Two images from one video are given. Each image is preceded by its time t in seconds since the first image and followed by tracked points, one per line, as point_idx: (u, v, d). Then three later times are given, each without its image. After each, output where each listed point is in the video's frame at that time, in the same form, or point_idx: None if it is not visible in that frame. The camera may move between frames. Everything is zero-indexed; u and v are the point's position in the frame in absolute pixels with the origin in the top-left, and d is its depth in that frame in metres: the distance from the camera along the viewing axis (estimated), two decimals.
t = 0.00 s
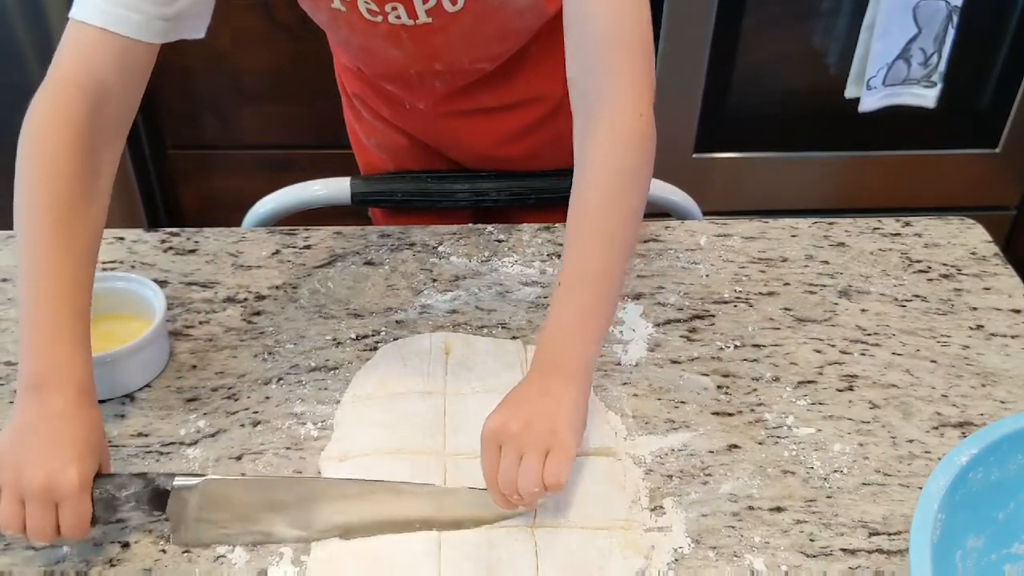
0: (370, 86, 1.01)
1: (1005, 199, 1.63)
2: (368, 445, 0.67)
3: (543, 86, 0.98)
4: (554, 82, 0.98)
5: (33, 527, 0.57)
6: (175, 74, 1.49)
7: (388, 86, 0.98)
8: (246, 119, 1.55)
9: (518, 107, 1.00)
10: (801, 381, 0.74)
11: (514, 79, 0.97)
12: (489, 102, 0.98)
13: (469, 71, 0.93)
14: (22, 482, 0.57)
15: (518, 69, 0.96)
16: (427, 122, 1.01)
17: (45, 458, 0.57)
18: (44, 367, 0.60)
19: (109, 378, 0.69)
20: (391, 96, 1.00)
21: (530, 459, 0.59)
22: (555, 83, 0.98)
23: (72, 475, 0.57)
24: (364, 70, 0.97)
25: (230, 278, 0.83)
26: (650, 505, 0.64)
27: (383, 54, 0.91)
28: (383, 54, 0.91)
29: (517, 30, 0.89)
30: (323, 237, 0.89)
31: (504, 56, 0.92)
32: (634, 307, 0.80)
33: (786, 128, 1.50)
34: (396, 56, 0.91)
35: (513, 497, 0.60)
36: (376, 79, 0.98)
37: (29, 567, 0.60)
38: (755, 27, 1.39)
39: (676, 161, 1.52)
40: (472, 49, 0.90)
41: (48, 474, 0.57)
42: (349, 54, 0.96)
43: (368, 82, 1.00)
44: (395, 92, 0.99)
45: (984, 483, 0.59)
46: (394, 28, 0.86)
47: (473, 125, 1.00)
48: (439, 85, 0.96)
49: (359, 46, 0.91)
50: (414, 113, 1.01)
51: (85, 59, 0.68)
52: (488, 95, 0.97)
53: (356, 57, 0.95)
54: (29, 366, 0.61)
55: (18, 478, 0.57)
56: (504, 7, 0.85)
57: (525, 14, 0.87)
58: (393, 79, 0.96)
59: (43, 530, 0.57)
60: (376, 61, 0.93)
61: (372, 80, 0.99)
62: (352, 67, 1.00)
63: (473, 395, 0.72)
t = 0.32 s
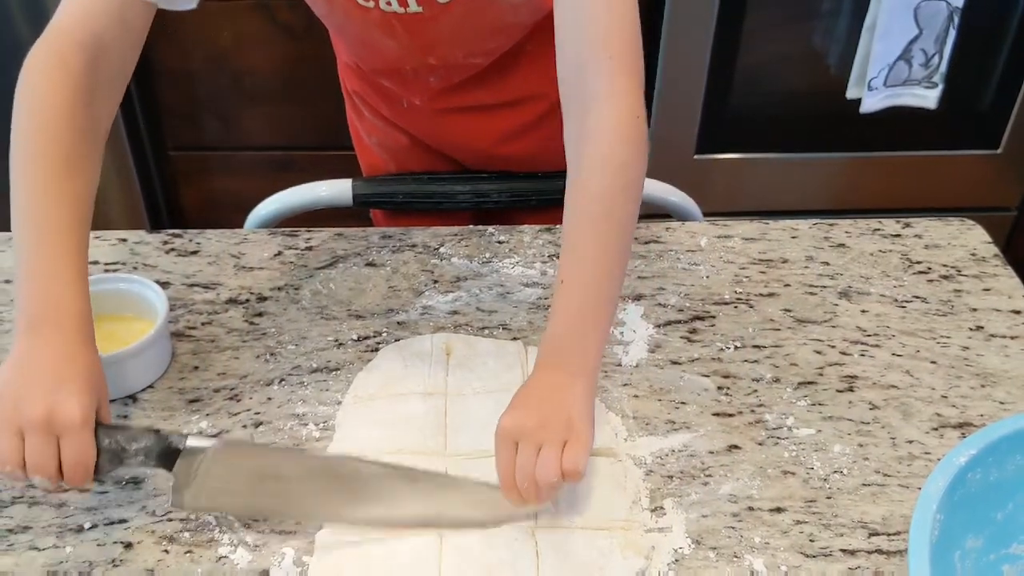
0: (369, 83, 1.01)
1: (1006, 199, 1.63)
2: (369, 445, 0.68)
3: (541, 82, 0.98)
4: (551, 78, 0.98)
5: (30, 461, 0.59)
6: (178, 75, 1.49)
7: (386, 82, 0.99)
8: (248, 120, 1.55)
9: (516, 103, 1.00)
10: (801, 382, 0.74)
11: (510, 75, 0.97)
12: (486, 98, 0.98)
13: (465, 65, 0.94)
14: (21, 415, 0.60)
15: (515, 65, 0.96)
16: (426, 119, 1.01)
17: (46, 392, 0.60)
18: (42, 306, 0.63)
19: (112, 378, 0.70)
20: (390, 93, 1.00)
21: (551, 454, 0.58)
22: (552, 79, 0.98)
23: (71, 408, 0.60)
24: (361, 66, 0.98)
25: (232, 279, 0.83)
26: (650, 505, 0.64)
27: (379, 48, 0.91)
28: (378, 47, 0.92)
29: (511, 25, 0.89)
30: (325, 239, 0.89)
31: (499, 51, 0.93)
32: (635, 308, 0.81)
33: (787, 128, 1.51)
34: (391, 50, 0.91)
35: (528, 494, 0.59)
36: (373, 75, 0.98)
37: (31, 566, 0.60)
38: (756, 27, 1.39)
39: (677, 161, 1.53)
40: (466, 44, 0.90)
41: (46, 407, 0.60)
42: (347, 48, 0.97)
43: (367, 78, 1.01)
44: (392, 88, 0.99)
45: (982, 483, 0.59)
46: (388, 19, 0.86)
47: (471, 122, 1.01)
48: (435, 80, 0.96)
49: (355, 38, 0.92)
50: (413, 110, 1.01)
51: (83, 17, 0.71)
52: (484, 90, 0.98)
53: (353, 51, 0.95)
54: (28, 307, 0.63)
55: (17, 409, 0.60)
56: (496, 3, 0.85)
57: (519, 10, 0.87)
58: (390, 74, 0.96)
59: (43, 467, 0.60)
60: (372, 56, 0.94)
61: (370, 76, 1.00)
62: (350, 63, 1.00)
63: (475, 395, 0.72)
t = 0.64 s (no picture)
0: (373, 83, 0.98)
1: (1012, 203, 1.63)
2: (376, 448, 0.68)
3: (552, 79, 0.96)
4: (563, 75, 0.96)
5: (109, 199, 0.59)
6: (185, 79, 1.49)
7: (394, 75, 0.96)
8: (254, 125, 1.56)
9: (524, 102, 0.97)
10: (806, 386, 0.74)
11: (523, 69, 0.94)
12: (498, 93, 0.95)
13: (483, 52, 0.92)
14: (91, 159, 0.59)
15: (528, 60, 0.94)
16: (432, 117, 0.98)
17: (101, 139, 0.60)
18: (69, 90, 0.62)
19: (121, 383, 0.70)
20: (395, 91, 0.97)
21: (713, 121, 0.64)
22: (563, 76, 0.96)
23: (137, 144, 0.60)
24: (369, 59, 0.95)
25: (239, 284, 0.84)
26: (655, 509, 0.65)
27: (393, 23, 0.90)
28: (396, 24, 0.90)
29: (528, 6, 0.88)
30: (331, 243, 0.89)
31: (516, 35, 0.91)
32: (640, 311, 0.81)
33: (792, 132, 1.51)
34: (404, 28, 0.90)
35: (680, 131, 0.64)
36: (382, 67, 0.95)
37: (41, 569, 0.60)
38: (762, 31, 1.39)
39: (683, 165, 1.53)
40: (483, 21, 0.89)
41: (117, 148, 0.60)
42: (357, 38, 0.94)
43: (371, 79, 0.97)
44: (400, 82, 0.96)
45: (987, 487, 0.59)
46: None
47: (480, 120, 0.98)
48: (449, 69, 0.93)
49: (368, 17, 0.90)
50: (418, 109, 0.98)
51: None
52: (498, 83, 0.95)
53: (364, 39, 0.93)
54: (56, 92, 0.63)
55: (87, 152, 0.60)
56: None
57: None
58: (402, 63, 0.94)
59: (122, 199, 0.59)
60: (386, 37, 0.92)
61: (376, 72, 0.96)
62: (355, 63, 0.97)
63: (480, 398, 0.73)
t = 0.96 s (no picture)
0: (394, 80, 0.99)
1: (1011, 205, 1.63)
2: (376, 451, 0.68)
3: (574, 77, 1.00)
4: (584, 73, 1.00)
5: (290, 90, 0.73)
6: (186, 82, 1.50)
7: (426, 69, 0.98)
8: (255, 129, 1.57)
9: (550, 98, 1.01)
10: (803, 389, 0.74)
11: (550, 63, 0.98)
12: (523, 87, 0.99)
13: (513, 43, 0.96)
14: (261, 89, 0.87)
15: (555, 56, 0.98)
16: (454, 112, 1.00)
17: (268, 72, 0.87)
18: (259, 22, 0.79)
19: (121, 386, 0.71)
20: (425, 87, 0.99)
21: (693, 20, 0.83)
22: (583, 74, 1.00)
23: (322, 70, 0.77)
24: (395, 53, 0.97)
25: (240, 288, 0.84)
26: (653, 512, 0.65)
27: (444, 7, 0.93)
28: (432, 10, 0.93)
29: None
30: (331, 247, 0.89)
31: (547, 28, 0.95)
32: (639, 315, 0.81)
33: (791, 135, 1.51)
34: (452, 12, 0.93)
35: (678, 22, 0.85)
36: (411, 61, 0.97)
37: (43, 571, 0.61)
38: (760, 33, 1.40)
39: (683, 168, 1.53)
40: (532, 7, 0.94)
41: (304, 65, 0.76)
42: (392, 30, 0.97)
43: (394, 76, 0.99)
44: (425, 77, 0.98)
45: (982, 490, 0.60)
46: None
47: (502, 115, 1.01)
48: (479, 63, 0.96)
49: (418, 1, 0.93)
50: (440, 105, 1.00)
51: None
52: (524, 77, 0.98)
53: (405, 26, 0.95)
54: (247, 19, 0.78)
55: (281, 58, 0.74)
56: None
57: None
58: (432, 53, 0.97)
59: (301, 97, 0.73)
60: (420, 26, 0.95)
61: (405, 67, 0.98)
62: (378, 58, 0.99)
63: (479, 402, 0.73)
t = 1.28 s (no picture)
0: (437, 73, 1.07)
1: (1008, 213, 1.65)
2: (376, 457, 0.69)
3: (608, 73, 1.09)
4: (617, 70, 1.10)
5: (365, 97, 0.81)
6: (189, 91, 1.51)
7: (469, 68, 1.07)
8: (257, 138, 1.58)
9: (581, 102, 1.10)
10: (798, 396, 0.75)
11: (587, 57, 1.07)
12: (561, 78, 1.08)
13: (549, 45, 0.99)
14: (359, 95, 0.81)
15: (591, 51, 1.07)
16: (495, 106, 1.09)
17: (363, 76, 0.82)
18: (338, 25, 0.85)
19: (123, 393, 0.72)
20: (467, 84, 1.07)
21: None
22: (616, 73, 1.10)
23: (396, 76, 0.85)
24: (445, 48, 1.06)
25: (240, 296, 0.85)
26: (649, 517, 0.66)
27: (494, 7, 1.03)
28: (485, 5, 1.04)
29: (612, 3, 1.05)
30: (331, 255, 0.90)
31: (586, 23, 1.05)
32: (636, 322, 0.82)
33: (788, 143, 1.52)
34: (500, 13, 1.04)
35: None
36: (456, 59, 1.06)
37: None
38: (757, 43, 1.41)
39: (681, 176, 1.54)
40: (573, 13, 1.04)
41: (381, 73, 0.83)
42: (440, 31, 1.05)
43: (439, 70, 1.07)
44: (472, 69, 1.07)
45: (973, 495, 0.60)
46: None
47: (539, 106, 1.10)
48: (520, 53, 1.06)
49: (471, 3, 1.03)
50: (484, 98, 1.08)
51: None
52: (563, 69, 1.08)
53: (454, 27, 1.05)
54: (327, 21, 0.85)
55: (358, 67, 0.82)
56: None
57: None
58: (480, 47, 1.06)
59: (374, 104, 0.81)
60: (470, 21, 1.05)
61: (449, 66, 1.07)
62: (427, 55, 1.07)
63: (478, 409, 0.74)
